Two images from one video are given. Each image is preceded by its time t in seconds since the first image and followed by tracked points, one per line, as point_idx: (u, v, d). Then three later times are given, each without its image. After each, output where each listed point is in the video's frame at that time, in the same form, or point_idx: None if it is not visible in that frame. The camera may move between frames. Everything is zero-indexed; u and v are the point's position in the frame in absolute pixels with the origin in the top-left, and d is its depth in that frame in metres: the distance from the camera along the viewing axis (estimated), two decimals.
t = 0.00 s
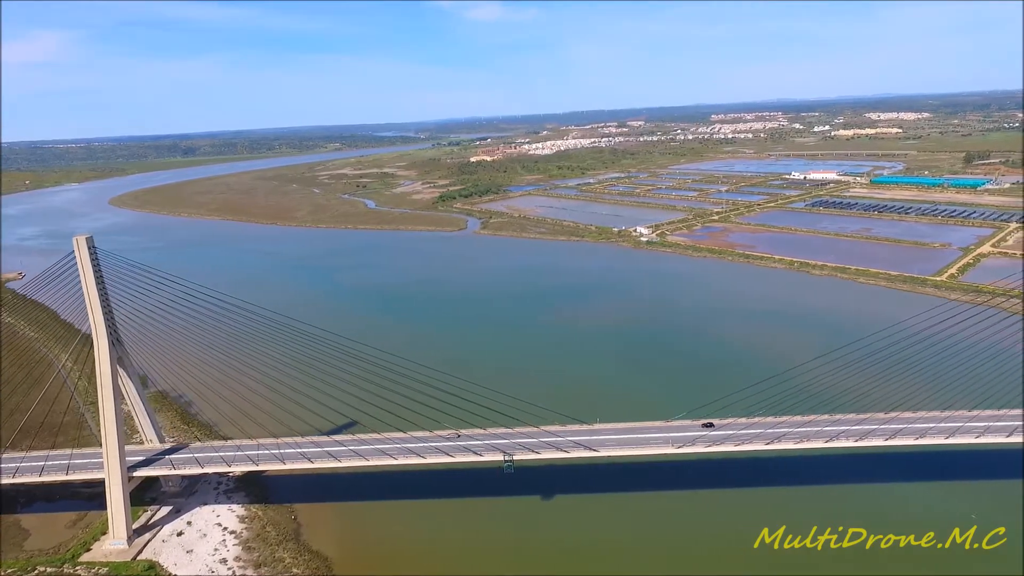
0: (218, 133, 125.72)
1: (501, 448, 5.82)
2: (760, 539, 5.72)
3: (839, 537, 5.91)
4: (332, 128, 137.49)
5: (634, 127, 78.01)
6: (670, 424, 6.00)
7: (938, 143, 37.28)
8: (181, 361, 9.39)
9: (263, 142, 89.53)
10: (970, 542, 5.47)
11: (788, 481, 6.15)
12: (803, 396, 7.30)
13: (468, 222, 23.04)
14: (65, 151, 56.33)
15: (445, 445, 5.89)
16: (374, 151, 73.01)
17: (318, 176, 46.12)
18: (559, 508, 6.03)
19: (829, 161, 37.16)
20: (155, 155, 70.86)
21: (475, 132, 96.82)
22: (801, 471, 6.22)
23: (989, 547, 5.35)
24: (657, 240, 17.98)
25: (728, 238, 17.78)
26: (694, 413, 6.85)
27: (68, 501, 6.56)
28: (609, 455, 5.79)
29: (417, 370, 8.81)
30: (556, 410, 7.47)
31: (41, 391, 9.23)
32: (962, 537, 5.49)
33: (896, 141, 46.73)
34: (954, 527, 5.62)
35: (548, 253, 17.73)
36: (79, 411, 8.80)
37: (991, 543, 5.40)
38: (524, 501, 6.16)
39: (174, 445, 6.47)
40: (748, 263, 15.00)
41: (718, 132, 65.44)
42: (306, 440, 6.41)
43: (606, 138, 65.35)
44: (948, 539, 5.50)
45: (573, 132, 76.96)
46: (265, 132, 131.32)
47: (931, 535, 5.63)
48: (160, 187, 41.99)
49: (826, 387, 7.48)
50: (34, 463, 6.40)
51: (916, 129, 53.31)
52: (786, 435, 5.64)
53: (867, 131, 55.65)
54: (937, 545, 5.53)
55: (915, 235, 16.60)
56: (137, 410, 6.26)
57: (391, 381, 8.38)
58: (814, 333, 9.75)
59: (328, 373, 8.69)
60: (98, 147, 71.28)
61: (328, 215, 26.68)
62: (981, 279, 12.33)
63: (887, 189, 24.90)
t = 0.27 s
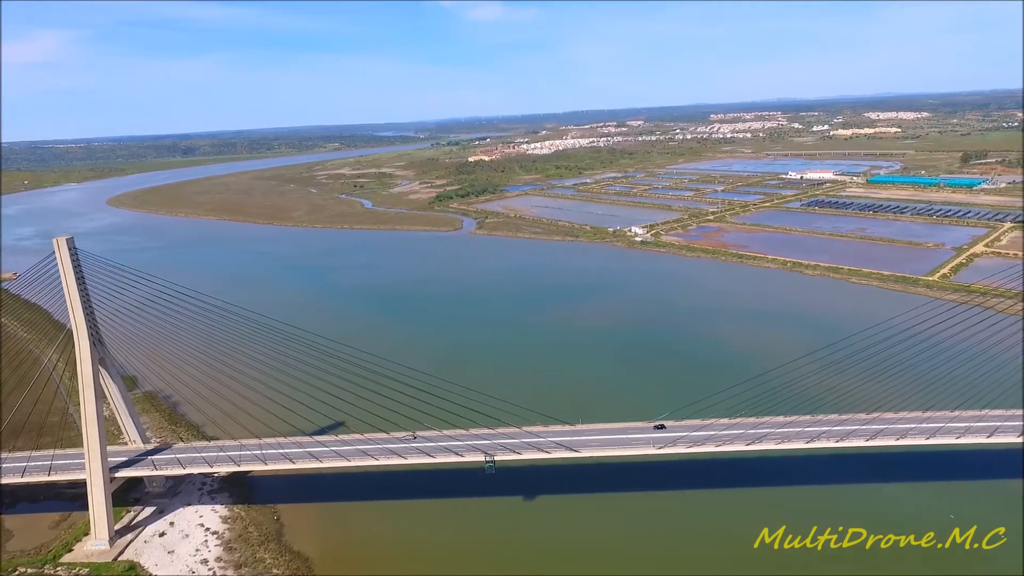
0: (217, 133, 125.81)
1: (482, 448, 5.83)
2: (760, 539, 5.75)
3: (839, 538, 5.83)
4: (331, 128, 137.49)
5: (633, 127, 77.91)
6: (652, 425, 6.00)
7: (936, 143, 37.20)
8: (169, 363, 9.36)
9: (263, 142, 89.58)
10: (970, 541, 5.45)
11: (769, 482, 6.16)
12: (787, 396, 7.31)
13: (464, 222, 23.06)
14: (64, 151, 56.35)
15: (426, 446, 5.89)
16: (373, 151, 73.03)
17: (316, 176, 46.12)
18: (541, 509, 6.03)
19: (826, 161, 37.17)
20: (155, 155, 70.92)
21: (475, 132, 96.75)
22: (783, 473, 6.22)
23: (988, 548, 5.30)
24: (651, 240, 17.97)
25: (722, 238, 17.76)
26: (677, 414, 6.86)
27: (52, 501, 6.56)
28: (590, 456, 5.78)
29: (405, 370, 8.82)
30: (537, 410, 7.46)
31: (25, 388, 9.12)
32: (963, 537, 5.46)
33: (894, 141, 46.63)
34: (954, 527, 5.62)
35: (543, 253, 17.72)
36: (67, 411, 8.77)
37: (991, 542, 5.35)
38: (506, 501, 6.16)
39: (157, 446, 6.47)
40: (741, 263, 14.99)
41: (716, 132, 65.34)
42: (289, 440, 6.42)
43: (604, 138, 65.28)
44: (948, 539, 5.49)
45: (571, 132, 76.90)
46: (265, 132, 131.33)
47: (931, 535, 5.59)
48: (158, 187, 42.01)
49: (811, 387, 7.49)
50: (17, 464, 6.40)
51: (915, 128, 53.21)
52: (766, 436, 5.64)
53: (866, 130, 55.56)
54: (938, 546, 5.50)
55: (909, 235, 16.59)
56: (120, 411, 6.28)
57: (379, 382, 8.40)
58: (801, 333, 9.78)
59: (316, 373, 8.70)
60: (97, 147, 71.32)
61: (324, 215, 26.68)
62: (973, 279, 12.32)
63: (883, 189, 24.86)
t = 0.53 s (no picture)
0: (217, 132, 125.88)
1: (463, 449, 5.83)
2: (759, 539, 5.72)
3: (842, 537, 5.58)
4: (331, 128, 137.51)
5: (632, 127, 77.84)
6: (633, 426, 6.00)
7: (934, 142, 37.12)
8: (158, 364, 9.36)
9: (262, 142, 89.60)
10: (970, 541, 5.26)
11: (750, 482, 6.16)
12: (772, 395, 7.32)
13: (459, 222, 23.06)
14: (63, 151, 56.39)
15: (407, 446, 5.90)
16: (371, 151, 73.02)
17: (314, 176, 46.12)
18: (523, 510, 6.03)
19: (824, 160, 37.14)
20: (154, 155, 70.94)
21: (474, 132, 96.70)
22: (765, 473, 6.23)
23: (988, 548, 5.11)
24: (645, 240, 17.96)
25: (716, 238, 17.75)
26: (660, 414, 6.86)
27: (35, 502, 6.57)
28: (571, 457, 5.79)
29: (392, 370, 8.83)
30: (518, 410, 7.50)
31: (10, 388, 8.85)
32: (963, 536, 5.30)
33: (892, 140, 46.56)
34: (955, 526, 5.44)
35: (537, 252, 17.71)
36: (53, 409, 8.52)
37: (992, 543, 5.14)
38: (489, 502, 6.16)
39: (140, 446, 6.48)
40: (734, 263, 14.99)
41: (715, 131, 65.29)
42: (271, 441, 6.43)
43: (603, 138, 65.22)
44: (948, 538, 5.32)
45: (570, 132, 76.84)
46: (264, 131, 131.34)
47: (930, 534, 5.42)
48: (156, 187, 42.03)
49: (795, 386, 7.50)
50: None
51: (913, 128, 53.16)
52: (747, 436, 5.65)
53: (864, 130, 55.49)
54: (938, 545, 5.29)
55: (904, 235, 16.57)
56: (102, 411, 6.29)
57: (366, 382, 8.42)
58: (789, 331, 9.80)
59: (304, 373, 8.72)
60: (97, 147, 71.38)
61: (320, 215, 26.68)
62: (964, 279, 12.31)
63: (879, 189, 24.82)
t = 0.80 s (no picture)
0: (217, 133, 126.04)
1: (445, 449, 5.85)
2: (759, 539, 5.75)
3: (838, 537, 5.83)
4: (331, 128, 137.48)
5: (631, 126, 77.70)
6: (616, 426, 6.01)
7: (933, 142, 37.00)
8: (147, 365, 9.35)
9: (262, 142, 89.61)
10: (970, 541, 5.27)
11: (733, 483, 6.16)
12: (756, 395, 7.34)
13: (454, 222, 23.06)
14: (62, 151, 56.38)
15: (388, 447, 5.90)
16: (370, 151, 72.99)
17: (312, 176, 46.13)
18: (505, 510, 6.03)
19: (822, 160, 37.09)
20: (153, 155, 70.95)
21: (473, 132, 96.65)
22: (747, 473, 6.24)
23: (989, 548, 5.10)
24: (639, 240, 17.94)
25: (711, 238, 17.73)
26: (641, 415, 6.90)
27: (20, 503, 6.57)
28: (552, 457, 5.79)
29: (381, 372, 8.84)
30: (503, 411, 7.52)
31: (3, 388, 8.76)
32: (963, 536, 5.30)
33: (891, 140, 46.42)
34: (954, 527, 5.44)
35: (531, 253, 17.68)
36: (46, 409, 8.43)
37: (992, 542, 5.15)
38: (471, 502, 6.16)
39: (124, 447, 6.49)
40: (727, 263, 14.97)
41: (714, 131, 65.20)
42: (254, 441, 6.43)
43: (602, 137, 65.12)
44: (948, 538, 5.32)
45: (569, 131, 76.79)
46: (264, 131, 131.35)
47: (930, 533, 5.41)
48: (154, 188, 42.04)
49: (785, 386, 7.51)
50: None
51: (912, 127, 53.07)
52: (727, 437, 5.65)
53: (862, 129, 55.35)
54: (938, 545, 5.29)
55: (898, 235, 16.53)
56: (87, 413, 6.29)
57: (354, 383, 8.44)
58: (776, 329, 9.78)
59: (293, 375, 8.72)
60: (96, 147, 71.34)
61: (316, 215, 26.66)
62: (956, 279, 12.28)
63: (875, 189, 24.76)
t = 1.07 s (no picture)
0: (218, 133, 126.29)
1: (426, 450, 5.85)
2: (759, 539, 5.51)
3: (839, 537, 5.52)
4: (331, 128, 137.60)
5: (630, 127, 77.70)
6: (597, 427, 6.01)
7: (931, 142, 36.94)
8: (137, 365, 9.37)
9: (261, 142, 89.70)
10: (970, 541, 5.29)
11: (716, 484, 6.15)
12: (737, 397, 7.37)
13: (450, 222, 23.08)
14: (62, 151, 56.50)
15: (368, 448, 5.90)
16: (370, 151, 73.05)
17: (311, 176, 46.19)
18: (487, 511, 6.03)
19: (820, 160, 37.07)
20: (153, 155, 71.02)
21: (472, 132, 96.71)
22: (729, 474, 6.24)
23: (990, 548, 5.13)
24: (634, 240, 17.94)
25: (705, 238, 17.73)
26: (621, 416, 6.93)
27: (4, 503, 6.58)
28: (533, 458, 5.78)
29: (368, 373, 8.85)
30: (487, 412, 7.55)
31: None
32: (963, 537, 5.32)
33: (890, 139, 46.36)
34: (953, 527, 5.46)
35: (526, 253, 17.68)
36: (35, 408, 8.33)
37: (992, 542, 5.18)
38: (452, 503, 6.15)
39: (107, 448, 6.49)
40: (719, 263, 14.98)
41: (713, 131, 65.20)
42: (236, 442, 6.44)
43: (601, 137, 65.13)
44: (948, 539, 5.34)
45: (568, 131, 76.79)
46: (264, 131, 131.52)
47: (930, 534, 5.43)
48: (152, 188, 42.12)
49: (767, 387, 7.53)
50: None
51: (911, 127, 53.03)
52: (707, 438, 5.65)
53: (861, 129, 55.29)
54: (938, 545, 5.30)
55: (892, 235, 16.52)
56: (69, 413, 6.28)
57: (340, 384, 8.45)
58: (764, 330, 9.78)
59: (280, 377, 8.74)
60: (96, 147, 71.43)
61: (313, 215, 26.68)
62: (947, 279, 12.27)
63: (872, 189, 24.75)
